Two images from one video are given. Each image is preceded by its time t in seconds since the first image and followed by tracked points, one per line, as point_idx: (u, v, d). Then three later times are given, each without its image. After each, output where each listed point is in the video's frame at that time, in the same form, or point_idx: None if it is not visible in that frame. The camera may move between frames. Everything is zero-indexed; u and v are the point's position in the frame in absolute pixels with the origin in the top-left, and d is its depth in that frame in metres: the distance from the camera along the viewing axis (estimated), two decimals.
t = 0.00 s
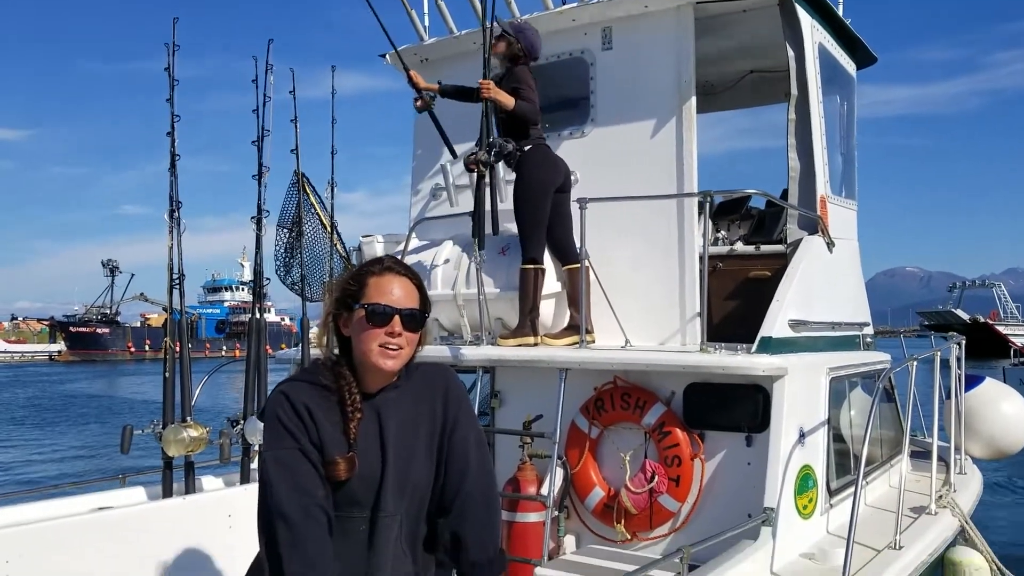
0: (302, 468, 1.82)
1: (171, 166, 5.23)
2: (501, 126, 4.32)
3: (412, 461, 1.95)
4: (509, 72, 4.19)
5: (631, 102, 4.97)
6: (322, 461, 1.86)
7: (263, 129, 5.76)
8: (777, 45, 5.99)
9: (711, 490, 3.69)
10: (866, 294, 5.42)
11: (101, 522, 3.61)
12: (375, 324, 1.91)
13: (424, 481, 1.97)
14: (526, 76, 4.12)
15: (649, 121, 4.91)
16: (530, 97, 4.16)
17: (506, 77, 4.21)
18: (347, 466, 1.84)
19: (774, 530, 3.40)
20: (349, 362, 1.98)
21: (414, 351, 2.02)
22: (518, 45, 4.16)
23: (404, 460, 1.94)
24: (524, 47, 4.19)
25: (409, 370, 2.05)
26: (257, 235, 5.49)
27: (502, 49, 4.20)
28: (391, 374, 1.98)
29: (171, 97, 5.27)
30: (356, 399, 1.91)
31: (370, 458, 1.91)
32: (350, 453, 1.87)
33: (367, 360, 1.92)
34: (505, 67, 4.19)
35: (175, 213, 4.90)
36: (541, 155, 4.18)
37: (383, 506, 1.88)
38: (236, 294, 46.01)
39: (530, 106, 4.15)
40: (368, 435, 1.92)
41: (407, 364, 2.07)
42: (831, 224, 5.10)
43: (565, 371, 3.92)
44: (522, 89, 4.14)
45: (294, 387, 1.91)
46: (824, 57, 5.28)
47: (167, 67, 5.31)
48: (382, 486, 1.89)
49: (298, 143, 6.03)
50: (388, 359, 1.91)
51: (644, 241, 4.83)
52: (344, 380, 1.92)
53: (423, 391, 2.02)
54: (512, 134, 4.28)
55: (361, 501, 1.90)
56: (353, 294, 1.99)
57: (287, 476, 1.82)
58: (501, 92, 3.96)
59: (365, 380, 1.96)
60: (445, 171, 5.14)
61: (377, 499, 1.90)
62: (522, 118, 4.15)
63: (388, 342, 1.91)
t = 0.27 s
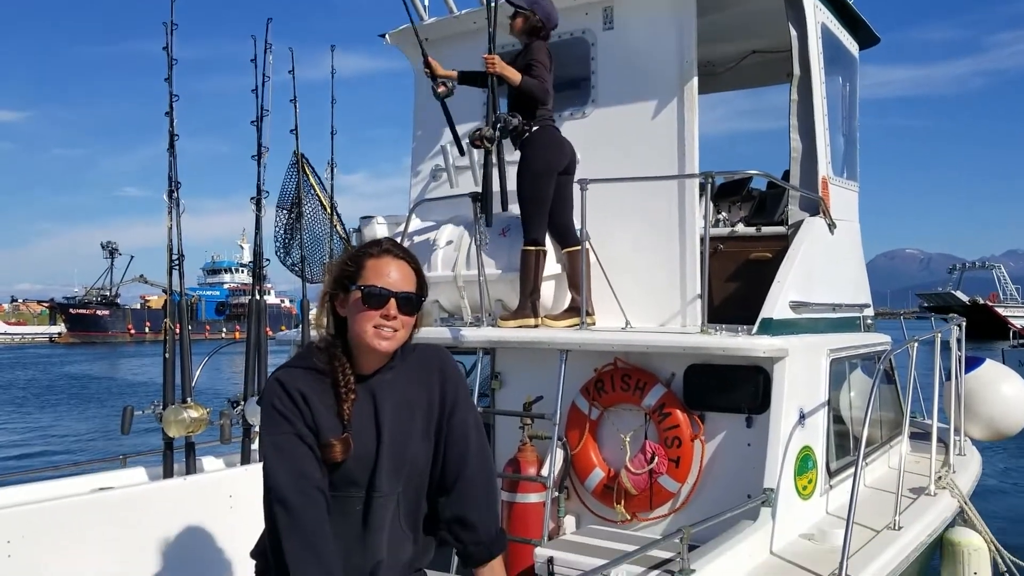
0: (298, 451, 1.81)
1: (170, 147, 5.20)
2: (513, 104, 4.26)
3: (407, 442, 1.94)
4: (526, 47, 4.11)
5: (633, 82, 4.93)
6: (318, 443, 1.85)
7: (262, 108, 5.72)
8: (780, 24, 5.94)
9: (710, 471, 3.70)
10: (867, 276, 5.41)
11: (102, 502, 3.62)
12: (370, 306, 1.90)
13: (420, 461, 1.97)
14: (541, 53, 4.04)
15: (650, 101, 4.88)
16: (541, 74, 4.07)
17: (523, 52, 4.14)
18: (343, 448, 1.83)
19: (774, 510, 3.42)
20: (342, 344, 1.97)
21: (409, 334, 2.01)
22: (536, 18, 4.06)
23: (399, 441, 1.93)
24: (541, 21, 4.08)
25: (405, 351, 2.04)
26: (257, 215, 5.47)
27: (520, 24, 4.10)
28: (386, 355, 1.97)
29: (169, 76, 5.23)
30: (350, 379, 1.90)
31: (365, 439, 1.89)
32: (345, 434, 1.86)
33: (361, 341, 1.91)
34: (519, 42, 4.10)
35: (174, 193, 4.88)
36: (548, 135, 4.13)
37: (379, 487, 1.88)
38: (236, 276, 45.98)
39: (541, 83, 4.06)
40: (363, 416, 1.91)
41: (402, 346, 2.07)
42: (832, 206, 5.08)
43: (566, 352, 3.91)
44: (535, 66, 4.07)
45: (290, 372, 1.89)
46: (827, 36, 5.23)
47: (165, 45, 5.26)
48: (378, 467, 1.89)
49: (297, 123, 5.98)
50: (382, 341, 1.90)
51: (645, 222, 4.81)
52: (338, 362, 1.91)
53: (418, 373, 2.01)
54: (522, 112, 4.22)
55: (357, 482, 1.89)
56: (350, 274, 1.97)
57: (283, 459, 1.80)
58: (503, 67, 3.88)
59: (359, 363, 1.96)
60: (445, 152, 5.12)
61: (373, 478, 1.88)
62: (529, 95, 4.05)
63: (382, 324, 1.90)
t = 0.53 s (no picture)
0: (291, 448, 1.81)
1: (169, 143, 5.19)
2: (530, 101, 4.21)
3: (401, 439, 1.93)
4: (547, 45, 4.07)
5: (633, 79, 4.92)
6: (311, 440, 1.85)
7: (262, 105, 5.71)
8: (780, 21, 5.93)
9: (710, 468, 3.69)
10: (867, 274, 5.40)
11: (101, 499, 3.62)
12: (363, 302, 1.89)
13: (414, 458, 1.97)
14: (562, 50, 3.99)
15: (651, 98, 4.87)
16: (558, 70, 4.01)
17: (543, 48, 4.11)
18: (336, 443, 1.83)
19: (774, 508, 3.42)
20: (334, 339, 1.96)
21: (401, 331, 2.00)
22: (559, 16, 4.02)
23: (393, 438, 1.92)
24: (563, 18, 4.05)
25: (398, 349, 2.03)
26: (256, 212, 5.47)
27: (543, 22, 4.06)
28: (378, 352, 1.96)
29: (168, 73, 5.22)
30: (341, 375, 1.89)
31: (359, 436, 1.89)
32: (339, 431, 1.86)
33: (352, 336, 1.90)
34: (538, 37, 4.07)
35: (173, 190, 4.87)
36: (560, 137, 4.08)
37: (372, 483, 1.87)
38: (236, 273, 45.97)
39: (557, 78, 4.01)
40: (355, 413, 1.91)
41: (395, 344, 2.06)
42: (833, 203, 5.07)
43: (566, 350, 3.91)
44: (554, 63, 4.01)
45: (283, 372, 1.89)
46: (827, 34, 5.22)
47: (164, 42, 5.25)
48: (371, 464, 1.88)
49: (297, 119, 5.98)
50: (373, 337, 1.89)
51: (645, 219, 4.80)
52: (329, 357, 1.91)
53: (412, 370, 2.01)
54: (538, 109, 4.17)
55: (351, 479, 1.89)
56: (346, 270, 1.97)
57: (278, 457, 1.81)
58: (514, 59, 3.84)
59: (350, 359, 1.95)
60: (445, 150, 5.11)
61: (367, 476, 1.88)
62: (540, 87, 4.00)
63: (374, 321, 1.90)
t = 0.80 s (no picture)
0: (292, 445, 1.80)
1: (169, 141, 5.19)
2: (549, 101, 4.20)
3: (401, 437, 1.93)
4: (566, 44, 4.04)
5: (634, 77, 4.91)
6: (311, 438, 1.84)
7: (262, 103, 5.71)
8: (782, 19, 5.91)
9: (711, 467, 3.69)
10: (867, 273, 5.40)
11: (101, 498, 3.62)
12: (362, 301, 1.89)
13: (413, 456, 1.96)
14: (581, 46, 4.01)
15: (652, 96, 4.86)
16: (573, 64, 4.00)
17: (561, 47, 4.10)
18: (336, 441, 1.83)
19: (775, 507, 3.41)
20: (334, 339, 1.95)
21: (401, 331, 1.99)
22: (577, 14, 4.00)
23: (393, 436, 1.92)
24: (581, 16, 4.02)
25: (398, 348, 2.03)
26: (257, 211, 5.46)
27: (563, 22, 4.02)
28: (378, 353, 1.95)
29: (168, 71, 5.22)
30: (342, 374, 1.88)
31: (359, 434, 1.89)
32: (339, 429, 1.85)
33: (351, 336, 1.90)
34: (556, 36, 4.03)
35: (173, 188, 4.87)
36: (574, 137, 4.09)
37: (371, 481, 1.87)
38: (236, 270, 45.97)
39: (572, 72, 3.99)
40: (355, 411, 1.90)
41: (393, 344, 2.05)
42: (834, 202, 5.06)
43: (566, 349, 3.90)
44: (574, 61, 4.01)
45: (284, 370, 1.88)
46: (828, 32, 5.20)
47: (164, 40, 5.24)
48: (370, 461, 1.88)
49: (297, 117, 5.97)
50: (372, 338, 1.88)
51: (646, 217, 4.80)
52: (328, 356, 1.90)
53: (412, 369, 2.01)
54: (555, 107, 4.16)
55: (350, 477, 1.88)
56: (345, 269, 1.97)
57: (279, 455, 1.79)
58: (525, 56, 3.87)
59: (350, 358, 1.94)
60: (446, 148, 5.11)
61: (367, 474, 1.88)
62: (551, 80, 3.99)
63: (373, 321, 1.89)
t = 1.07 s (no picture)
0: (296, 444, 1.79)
1: (170, 142, 5.19)
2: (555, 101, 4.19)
3: (404, 438, 1.93)
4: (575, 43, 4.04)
5: (635, 78, 4.91)
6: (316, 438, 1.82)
7: (262, 104, 5.71)
8: (782, 20, 5.91)
9: (712, 468, 3.69)
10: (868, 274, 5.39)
11: (101, 499, 3.61)
12: (365, 304, 1.88)
13: (414, 457, 1.96)
14: (591, 45, 4.02)
15: (653, 98, 4.86)
16: (582, 63, 4.00)
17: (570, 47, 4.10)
18: (341, 442, 1.82)
19: (775, 509, 3.41)
20: (340, 341, 1.95)
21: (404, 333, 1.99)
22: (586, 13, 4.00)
23: (396, 437, 1.92)
24: (589, 15, 4.04)
25: (401, 350, 2.03)
26: (257, 212, 5.46)
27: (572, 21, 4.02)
28: (383, 355, 1.95)
29: (168, 72, 5.22)
30: (347, 374, 1.88)
31: (363, 435, 1.88)
32: (344, 429, 1.84)
33: (355, 338, 1.89)
34: (565, 35, 4.03)
35: (174, 189, 4.86)
36: (584, 137, 4.09)
37: (373, 482, 1.87)
38: (237, 271, 45.97)
39: (580, 70, 3.98)
40: (359, 411, 1.89)
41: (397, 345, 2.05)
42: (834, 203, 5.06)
43: (566, 350, 3.90)
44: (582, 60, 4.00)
45: (290, 369, 1.86)
46: (829, 33, 5.20)
47: (165, 41, 5.24)
48: (373, 462, 1.87)
49: (298, 118, 5.97)
50: (376, 339, 1.88)
51: (647, 218, 4.80)
52: (334, 357, 1.89)
53: (415, 370, 2.00)
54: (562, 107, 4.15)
55: (352, 477, 1.87)
56: (347, 272, 1.96)
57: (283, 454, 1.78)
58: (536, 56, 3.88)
59: (355, 360, 1.94)
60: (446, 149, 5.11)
61: (369, 474, 1.87)
62: (559, 79, 3.97)
63: (376, 323, 1.89)
